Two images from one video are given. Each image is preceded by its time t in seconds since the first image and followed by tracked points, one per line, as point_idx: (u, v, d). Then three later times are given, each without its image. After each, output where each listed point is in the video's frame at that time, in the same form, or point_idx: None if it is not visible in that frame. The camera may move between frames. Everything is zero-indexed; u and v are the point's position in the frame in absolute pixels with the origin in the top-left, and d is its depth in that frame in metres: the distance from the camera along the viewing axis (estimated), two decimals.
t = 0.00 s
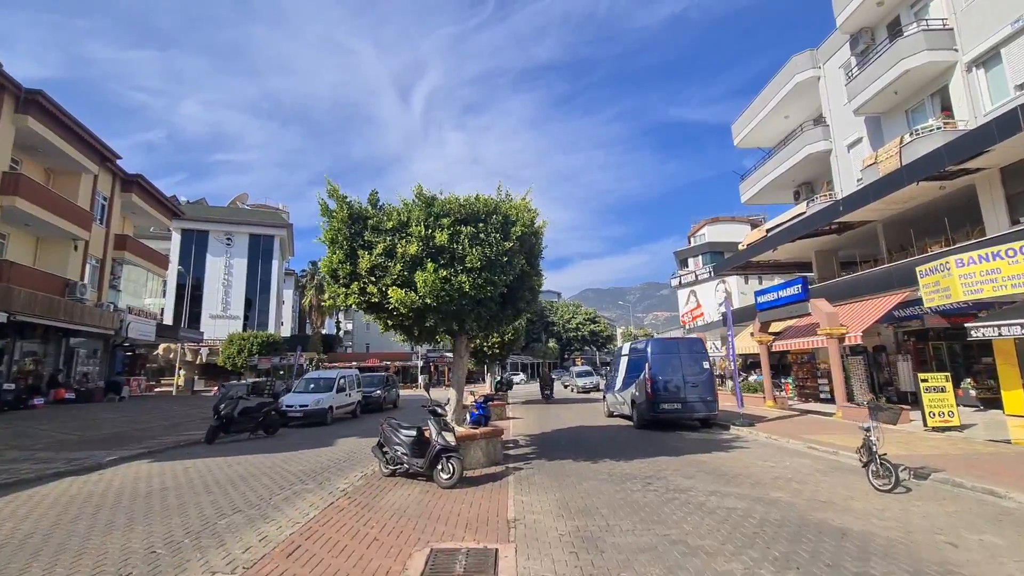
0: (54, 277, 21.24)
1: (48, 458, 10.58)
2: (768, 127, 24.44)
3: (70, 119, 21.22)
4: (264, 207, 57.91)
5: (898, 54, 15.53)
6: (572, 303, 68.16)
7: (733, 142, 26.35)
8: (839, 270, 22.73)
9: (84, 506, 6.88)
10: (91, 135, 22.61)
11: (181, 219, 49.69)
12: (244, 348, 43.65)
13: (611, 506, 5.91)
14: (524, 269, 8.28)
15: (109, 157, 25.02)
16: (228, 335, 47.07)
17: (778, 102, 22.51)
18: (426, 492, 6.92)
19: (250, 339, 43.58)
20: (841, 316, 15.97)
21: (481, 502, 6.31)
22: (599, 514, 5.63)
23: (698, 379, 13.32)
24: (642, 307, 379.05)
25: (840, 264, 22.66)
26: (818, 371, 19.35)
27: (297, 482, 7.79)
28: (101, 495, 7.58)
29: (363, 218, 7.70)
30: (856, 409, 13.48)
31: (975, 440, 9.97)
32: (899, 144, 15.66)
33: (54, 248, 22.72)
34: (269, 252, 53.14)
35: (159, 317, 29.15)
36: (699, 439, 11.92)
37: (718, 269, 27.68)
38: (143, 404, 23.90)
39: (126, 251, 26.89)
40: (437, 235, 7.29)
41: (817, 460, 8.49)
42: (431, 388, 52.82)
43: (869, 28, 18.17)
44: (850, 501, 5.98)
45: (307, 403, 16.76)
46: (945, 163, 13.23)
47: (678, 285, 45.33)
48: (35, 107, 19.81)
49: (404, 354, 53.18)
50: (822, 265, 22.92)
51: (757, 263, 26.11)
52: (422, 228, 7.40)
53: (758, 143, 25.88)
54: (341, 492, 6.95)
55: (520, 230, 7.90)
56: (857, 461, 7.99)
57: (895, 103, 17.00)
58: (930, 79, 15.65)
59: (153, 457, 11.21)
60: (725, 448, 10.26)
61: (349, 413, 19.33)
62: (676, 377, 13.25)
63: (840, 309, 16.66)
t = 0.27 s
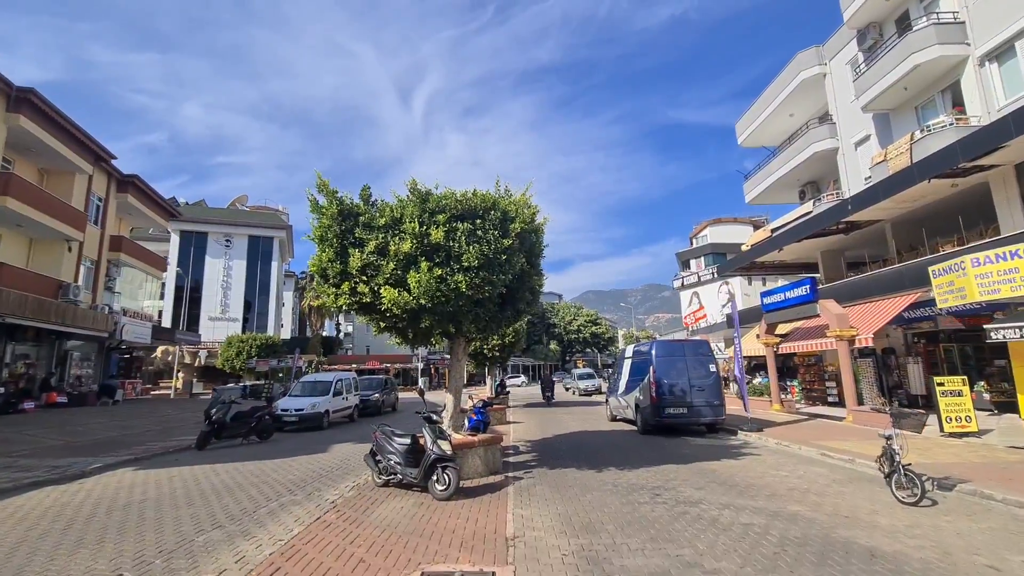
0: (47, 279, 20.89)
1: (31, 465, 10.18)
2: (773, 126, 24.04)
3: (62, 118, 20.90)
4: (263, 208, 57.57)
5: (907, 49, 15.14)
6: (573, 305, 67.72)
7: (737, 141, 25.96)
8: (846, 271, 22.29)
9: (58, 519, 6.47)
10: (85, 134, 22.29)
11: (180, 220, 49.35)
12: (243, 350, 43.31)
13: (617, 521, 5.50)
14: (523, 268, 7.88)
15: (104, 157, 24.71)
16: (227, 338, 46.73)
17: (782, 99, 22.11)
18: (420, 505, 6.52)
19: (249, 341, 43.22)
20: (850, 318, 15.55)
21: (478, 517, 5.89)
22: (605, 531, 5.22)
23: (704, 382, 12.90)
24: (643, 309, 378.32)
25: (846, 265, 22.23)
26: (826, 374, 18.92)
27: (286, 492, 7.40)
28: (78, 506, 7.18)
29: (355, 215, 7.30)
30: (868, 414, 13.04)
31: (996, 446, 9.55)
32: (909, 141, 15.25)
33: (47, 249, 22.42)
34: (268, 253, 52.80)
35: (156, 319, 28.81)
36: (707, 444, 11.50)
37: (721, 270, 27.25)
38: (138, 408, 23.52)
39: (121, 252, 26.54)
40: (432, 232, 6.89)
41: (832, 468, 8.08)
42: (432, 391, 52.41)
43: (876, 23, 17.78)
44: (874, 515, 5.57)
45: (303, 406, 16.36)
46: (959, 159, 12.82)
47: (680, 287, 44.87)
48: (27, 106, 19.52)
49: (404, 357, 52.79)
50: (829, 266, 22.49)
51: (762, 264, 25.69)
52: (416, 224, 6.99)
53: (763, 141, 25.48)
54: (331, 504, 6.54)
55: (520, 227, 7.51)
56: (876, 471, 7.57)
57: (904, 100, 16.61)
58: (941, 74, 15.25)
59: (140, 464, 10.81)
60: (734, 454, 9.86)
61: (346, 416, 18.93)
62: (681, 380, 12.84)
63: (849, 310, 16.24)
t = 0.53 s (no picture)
0: (38, 280, 20.53)
1: (10, 471, 9.78)
2: (776, 125, 23.72)
3: (54, 116, 20.59)
4: (262, 210, 57.23)
5: (916, 43, 14.81)
6: (573, 307, 67.37)
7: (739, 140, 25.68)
8: (851, 271, 21.94)
9: (27, 530, 6.07)
10: (77, 133, 21.97)
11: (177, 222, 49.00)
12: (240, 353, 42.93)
13: (624, 532, 5.11)
14: (523, 264, 7.54)
15: (98, 157, 24.39)
16: (224, 340, 46.33)
17: (785, 98, 21.81)
18: (414, 514, 6.12)
19: (247, 344, 42.84)
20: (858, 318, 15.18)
21: (475, 528, 5.49)
22: (611, 542, 4.84)
23: (711, 385, 12.51)
24: (643, 312, 377.86)
25: (851, 265, 21.90)
26: (831, 376, 18.55)
27: (272, 500, 7.02)
28: (51, 514, 6.77)
29: (346, 207, 6.93)
30: (879, 417, 12.63)
31: (1016, 450, 9.16)
32: (918, 137, 14.91)
33: (39, 250, 22.08)
34: (266, 255, 52.45)
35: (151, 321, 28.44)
36: (714, 449, 11.10)
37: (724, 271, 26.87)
38: (130, 411, 23.10)
39: (115, 253, 26.19)
40: (427, 225, 6.54)
41: (848, 474, 7.70)
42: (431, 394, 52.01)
43: (882, 19, 17.48)
44: (901, 525, 5.18)
45: (297, 410, 15.95)
46: (971, 154, 12.47)
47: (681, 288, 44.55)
48: (17, 103, 19.15)
49: (403, 360, 52.42)
50: (834, 266, 22.13)
51: (765, 264, 25.32)
52: (410, 217, 6.62)
53: (765, 141, 25.18)
54: (318, 513, 6.13)
55: (520, 220, 7.16)
56: (896, 476, 7.18)
57: (911, 96, 16.28)
58: (950, 69, 14.93)
59: (124, 470, 10.40)
60: (743, 459, 9.48)
61: (342, 420, 18.52)
62: (687, 383, 12.46)
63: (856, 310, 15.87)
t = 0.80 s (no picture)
0: (30, 282, 20.16)
1: None
2: (780, 124, 23.36)
3: (46, 116, 20.26)
4: (260, 213, 56.93)
5: (925, 38, 14.47)
6: (573, 309, 66.97)
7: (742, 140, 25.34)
8: (857, 273, 21.57)
9: None
10: (70, 134, 21.65)
11: (174, 224, 48.63)
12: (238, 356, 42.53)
13: (634, 551, 4.71)
14: (524, 262, 7.16)
15: (92, 158, 24.08)
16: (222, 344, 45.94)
17: (789, 96, 21.45)
18: (407, 530, 5.72)
19: (245, 347, 42.43)
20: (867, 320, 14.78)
21: (472, 547, 5.07)
22: (620, 564, 4.44)
23: (717, 389, 12.11)
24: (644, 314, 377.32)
25: (857, 266, 21.53)
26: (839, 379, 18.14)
27: (257, 513, 6.59)
28: (21, 529, 6.36)
29: (336, 202, 6.53)
30: (891, 422, 12.19)
31: None
32: (928, 134, 14.52)
33: (31, 252, 21.74)
34: (264, 258, 52.10)
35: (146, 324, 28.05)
36: (721, 455, 10.70)
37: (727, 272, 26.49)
38: (124, 416, 22.68)
39: (110, 255, 25.83)
40: (421, 220, 6.16)
41: (866, 484, 7.30)
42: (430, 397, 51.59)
43: (890, 15, 17.15)
44: (934, 544, 4.77)
45: (291, 415, 15.54)
46: (985, 151, 12.10)
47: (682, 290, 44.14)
48: (8, 103, 18.84)
49: (403, 362, 52.02)
50: (839, 267, 21.75)
51: (769, 265, 24.93)
52: (403, 212, 6.24)
53: (768, 141, 24.82)
54: (304, 529, 5.71)
55: (520, 216, 6.78)
56: (919, 487, 6.77)
57: (920, 93, 15.90)
58: (961, 64, 14.59)
59: (109, 479, 9.99)
60: (753, 467, 9.08)
61: (339, 425, 18.10)
62: (693, 386, 12.06)
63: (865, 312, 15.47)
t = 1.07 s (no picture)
0: (22, 280, 19.81)
1: None
2: (784, 120, 22.98)
3: (39, 111, 19.90)
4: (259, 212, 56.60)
5: (937, 28, 14.09)
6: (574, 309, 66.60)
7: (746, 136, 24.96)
8: (863, 271, 21.20)
9: None
10: (64, 129, 21.29)
11: (172, 223, 48.31)
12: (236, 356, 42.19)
13: (643, 563, 4.34)
14: (524, 253, 6.81)
15: (87, 154, 23.72)
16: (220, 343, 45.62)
17: (794, 91, 21.06)
18: (399, 537, 5.35)
19: (244, 346, 42.07)
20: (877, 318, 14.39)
21: (467, 557, 4.68)
22: None
23: (724, 388, 11.74)
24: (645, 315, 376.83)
25: (864, 264, 21.16)
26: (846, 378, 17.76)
27: (242, 519, 6.22)
28: None
29: (324, 188, 6.16)
30: (901, 422, 11.87)
31: None
32: (940, 127, 14.13)
33: (24, 249, 21.39)
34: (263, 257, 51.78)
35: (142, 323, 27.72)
36: (728, 457, 10.34)
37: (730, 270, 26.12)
38: (118, 416, 22.31)
39: (106, 253, 25.47)
40: (414, 207, 5.79)
41: (885, 488, 6.93)
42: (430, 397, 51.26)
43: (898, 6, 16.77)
44: (968, 555, 4.41)
45: (286, 415, 15.17)
46: (1000, 143, 11.70)
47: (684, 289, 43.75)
48: None
49: (403, 362, 51.70)
50: (845, 265, 21.38)
51: (773, 264, 24.55)
52: (395, 199, 5.88)
53: (773, 137, 24.43)
54: (288, 537, 5.33)
55: (519, 204, 6.41)
56: (943, 492, 6.39)
57: (931, 85, 15.51)
58: (973, 55, 14.23)
59: (94, 481, 9.63)
60: (763, 469, 8.72)
61: (335, 425, 17.74)
62: (698, 385, 11.69)
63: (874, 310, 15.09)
